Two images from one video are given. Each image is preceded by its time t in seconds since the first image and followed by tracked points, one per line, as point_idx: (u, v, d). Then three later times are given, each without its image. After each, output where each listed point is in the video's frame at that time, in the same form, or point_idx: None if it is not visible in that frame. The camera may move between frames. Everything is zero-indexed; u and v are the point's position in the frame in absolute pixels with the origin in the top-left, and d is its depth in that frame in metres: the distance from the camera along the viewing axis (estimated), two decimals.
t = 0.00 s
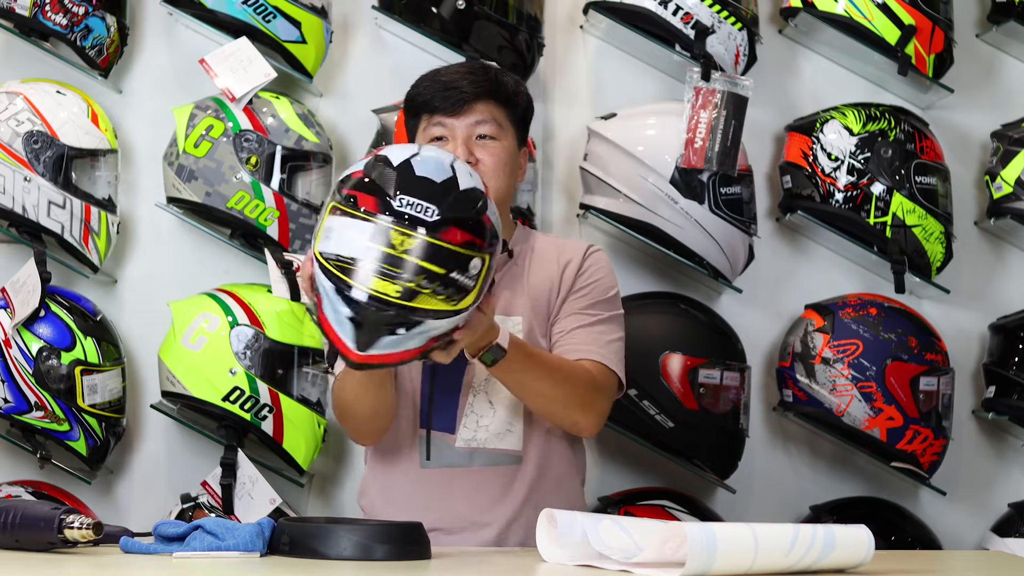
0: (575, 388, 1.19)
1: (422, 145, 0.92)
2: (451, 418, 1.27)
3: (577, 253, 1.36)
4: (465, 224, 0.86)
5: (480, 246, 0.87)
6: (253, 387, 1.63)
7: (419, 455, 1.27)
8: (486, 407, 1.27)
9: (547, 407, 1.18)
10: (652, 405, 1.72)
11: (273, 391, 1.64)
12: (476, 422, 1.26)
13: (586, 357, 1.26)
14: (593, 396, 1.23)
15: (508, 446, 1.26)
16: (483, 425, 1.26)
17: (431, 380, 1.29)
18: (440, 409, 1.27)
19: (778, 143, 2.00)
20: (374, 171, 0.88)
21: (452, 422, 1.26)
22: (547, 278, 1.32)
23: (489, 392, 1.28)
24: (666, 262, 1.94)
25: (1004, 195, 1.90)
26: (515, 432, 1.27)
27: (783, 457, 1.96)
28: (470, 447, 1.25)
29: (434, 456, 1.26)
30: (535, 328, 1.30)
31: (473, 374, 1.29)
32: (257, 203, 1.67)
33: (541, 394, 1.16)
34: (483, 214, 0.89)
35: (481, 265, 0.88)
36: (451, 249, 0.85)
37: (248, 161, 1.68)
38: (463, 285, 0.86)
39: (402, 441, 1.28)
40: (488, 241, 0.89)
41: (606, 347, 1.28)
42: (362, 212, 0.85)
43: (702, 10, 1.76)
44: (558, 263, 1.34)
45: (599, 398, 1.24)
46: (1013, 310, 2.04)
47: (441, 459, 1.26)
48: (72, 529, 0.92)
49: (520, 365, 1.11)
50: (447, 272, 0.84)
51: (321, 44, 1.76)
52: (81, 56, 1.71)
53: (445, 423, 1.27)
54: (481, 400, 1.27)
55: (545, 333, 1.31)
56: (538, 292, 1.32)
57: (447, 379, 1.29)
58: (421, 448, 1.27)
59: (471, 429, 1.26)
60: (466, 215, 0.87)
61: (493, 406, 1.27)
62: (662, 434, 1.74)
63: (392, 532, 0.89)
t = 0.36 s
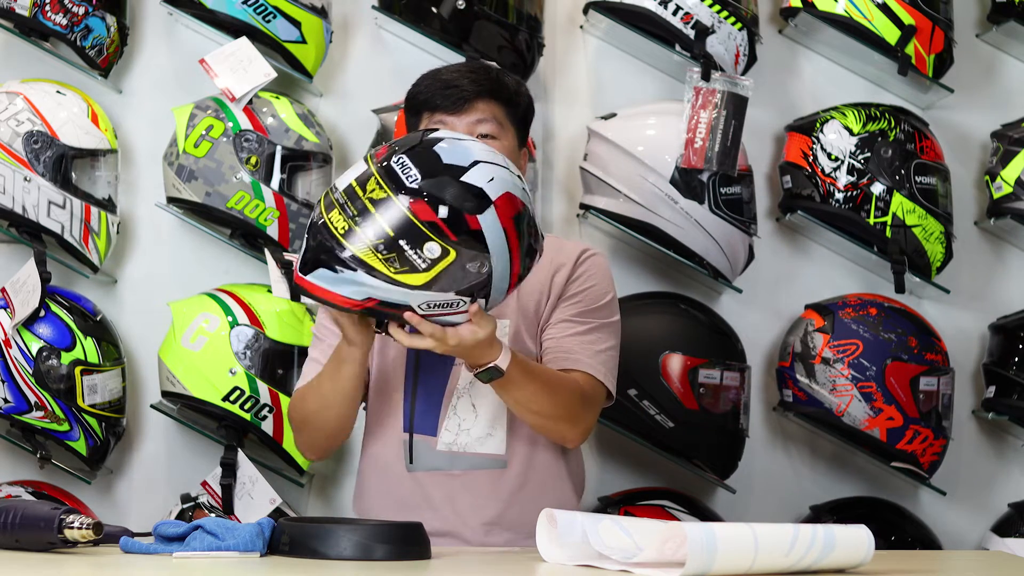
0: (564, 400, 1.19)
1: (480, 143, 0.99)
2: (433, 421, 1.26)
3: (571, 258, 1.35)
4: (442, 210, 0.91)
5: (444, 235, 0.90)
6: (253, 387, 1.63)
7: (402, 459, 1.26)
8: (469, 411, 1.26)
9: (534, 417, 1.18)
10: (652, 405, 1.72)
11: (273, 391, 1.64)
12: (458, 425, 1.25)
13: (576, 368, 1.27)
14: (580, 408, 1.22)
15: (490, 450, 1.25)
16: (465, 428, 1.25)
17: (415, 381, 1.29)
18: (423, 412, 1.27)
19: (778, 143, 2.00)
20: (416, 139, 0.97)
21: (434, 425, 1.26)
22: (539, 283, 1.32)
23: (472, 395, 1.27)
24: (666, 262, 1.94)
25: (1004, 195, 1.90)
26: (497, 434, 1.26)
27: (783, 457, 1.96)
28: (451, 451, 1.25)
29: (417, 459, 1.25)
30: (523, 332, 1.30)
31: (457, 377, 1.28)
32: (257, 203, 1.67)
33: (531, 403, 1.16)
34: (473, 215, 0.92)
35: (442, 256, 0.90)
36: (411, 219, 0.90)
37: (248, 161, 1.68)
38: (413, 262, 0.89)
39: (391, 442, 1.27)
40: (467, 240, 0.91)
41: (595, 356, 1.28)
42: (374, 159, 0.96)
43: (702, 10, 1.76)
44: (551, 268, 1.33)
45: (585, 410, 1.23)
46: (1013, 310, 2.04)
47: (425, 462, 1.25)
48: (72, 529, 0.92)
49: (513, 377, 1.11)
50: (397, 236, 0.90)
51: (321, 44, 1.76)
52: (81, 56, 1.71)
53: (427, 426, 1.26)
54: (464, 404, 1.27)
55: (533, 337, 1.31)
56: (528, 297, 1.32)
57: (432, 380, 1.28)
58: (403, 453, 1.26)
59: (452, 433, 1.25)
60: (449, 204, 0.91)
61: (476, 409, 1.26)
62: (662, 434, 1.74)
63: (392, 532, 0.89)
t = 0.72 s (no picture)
0: (562, 404, 1.18)
1: (404, 166, 0.98)
2: (431, 420, 1.25)
3: (570, 257, 1.34)
4: (347, 245, 0.92)
5: (350, 269, 0.92)
6: (253, 387, 1.63)
7: (402, 458, 1.26)
8: (468, 410, 1.25)
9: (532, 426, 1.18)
10: (652, 405, 1.72)
11: (273, 391, 1.64)
12: (458, 425, 1.25)
13: (575, 367, 1.26)
14: (578, 412, 1.21)
15: (490, 449, 1.25)
16: (464, 427, 1.25)
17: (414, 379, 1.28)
18: (423, 411, 1.26)
19: (778, 143, 2.00)
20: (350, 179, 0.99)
21: (434, 424, 1.25)
22: (537, 282, 1.32)
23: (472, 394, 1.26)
24: (666, 262, 1.95)
25: (1004, 195, 1.90)
26: (496, 434, 1.25)
27: (783, 457, 1.96)
28: (451, 450, 1.24)
29: (416, 458, 1.25)
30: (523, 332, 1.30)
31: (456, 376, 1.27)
32: (257, 203, 1.67)
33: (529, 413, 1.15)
34: (377, 245, 0.92)
35: (353, 289, 0.92)
36: (318, 260, 0.93)
37: (248, 161, 1.68)
38: (328, 299, 0.92)
39: (392, 441, 1.27)
40: (375, 270, 0.92)
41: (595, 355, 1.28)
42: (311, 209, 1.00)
43: (702, 10, 1.76)
44: (550, 268, 1.33)
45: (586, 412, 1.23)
46: (1013, 310, 2.04)
47: (423, 461, 1.25)
48: (72, 529, 0.92)
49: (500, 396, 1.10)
50: (310, 277, 0.93)
51: (321, 44, 1.76)
52: (81, 56, 1.71)
53: (427, 425, 1.25)
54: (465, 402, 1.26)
55: (533, 337, 1.31)
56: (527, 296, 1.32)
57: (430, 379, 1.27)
58: (403, 451, 1.26)
59: (452, 432, 1.25)
60: (351, 238, 0.92)
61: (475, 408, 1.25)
62: (662, 434, 1.74)
63: (391, 532, 0.89)
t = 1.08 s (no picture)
0: (590, 420, 1.17)
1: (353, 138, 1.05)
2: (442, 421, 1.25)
3: (577, 264, 1.36)
4: (291, 211, 1.00)
5: (297, 233, 0.99)
6: (253, 387, 1.63)
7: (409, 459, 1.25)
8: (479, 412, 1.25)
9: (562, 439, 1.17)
10: (651, 405, 1.72)
11: (273, 391, 1.64)
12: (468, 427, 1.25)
13: (598, 384, 1.26)
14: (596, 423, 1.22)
15: (500, 452, 1.25)
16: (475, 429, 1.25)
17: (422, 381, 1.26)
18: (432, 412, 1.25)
19: (778, 143, 2.00)
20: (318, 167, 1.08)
21: (444, 425, 1.25)
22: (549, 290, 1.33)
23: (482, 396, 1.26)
24: (666, 262, 1.94)
25: (1004, 195, 1.90)
26: (506, 438, 1.25)
27: (783, 457, 1.96)
28: (461, 451, 1.24)
29: (425, 459, 1.24)
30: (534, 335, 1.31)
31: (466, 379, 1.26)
32: (257, 203, 1.67)
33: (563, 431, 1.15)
34: (313, 202, 0.99)
35: (303, 251, 0.99)
36: (276, 233, 1.01)
37: (248, 161, 1.68)
38: (289, 268, 1.00)
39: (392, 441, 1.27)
40: (316, 227, 0.98)
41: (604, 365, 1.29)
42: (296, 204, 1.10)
43: (702, 10, 1.76)
44: (558, 274, 1.34)
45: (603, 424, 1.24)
46: (1013, 310, 2.04)
47: (432, 463, 1.24)
48: (72, 529, 0.92)
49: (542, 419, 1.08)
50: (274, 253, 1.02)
51: (321, 44, 1.76)
52: (81, 56, 1.71)
53: (437, 426, 1.25)
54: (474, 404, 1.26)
55: (544, 342, 1.32)
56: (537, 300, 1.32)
57: (439, 380, 1.26)
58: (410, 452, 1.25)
59: (462, 434, 1.24)
60: (292, 204, 1.00)
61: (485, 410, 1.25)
62: (662, 434, 1.74)
63: (391, 532, 0.89)
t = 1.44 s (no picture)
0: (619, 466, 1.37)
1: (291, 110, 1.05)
2: (463, 419, 1.24)
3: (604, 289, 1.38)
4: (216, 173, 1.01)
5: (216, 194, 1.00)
6: (253, 387, 1.63)
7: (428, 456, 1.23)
8: (500, 413, 1.26)
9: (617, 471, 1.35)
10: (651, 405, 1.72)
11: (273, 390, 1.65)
12: (489, 427, 1.25)
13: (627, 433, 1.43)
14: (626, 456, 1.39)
15: (518, 455, 1.26)
16: (496, 430, 1.25)
17: (443, 380, 1.26)
18: (453, 410, 1.25)
19: (778, 143, 2.00)
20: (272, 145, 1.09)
21: (465, 423, 1.24)
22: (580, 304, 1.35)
23: (502, 397, 1.27)
24: (665, 262, 1.94)
25: (1004, 195, 1.90)
26: (525, 442, 1.26)
27: (783, 457, 1.96)
28: (482, 451, 1.24)
29: (444, 457, 1.23)
30: (560, 344, 1.31)
31: (486, 378, 1.27)
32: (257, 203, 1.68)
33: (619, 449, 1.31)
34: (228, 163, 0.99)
35: (221, 212, 0.99)
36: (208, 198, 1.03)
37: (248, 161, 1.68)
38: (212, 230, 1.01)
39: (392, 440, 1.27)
40: (229, 188, 0.99)
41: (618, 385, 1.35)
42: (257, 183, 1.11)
43: (702, 10, 1.76)
44: (586, 291, 1.36)
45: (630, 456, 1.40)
46: (1013, 310, 2.04)
47: (452, 461, 1.23)
48: (72, 529, 0.92)
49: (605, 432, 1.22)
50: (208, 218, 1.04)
51: (321, 44, 1.76)
52: (81, 56, 1.71)
53: (458, 424, 1.24)
54: (494, 405, 1.26)
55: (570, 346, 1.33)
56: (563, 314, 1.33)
57: (457, 381, 1.26)
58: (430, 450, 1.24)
59: (484, 434, 1.25)
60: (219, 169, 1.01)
61: (507, 411, 1.26)
62: (663, 434, 1.74)
63: (392, 532, 0.89)
